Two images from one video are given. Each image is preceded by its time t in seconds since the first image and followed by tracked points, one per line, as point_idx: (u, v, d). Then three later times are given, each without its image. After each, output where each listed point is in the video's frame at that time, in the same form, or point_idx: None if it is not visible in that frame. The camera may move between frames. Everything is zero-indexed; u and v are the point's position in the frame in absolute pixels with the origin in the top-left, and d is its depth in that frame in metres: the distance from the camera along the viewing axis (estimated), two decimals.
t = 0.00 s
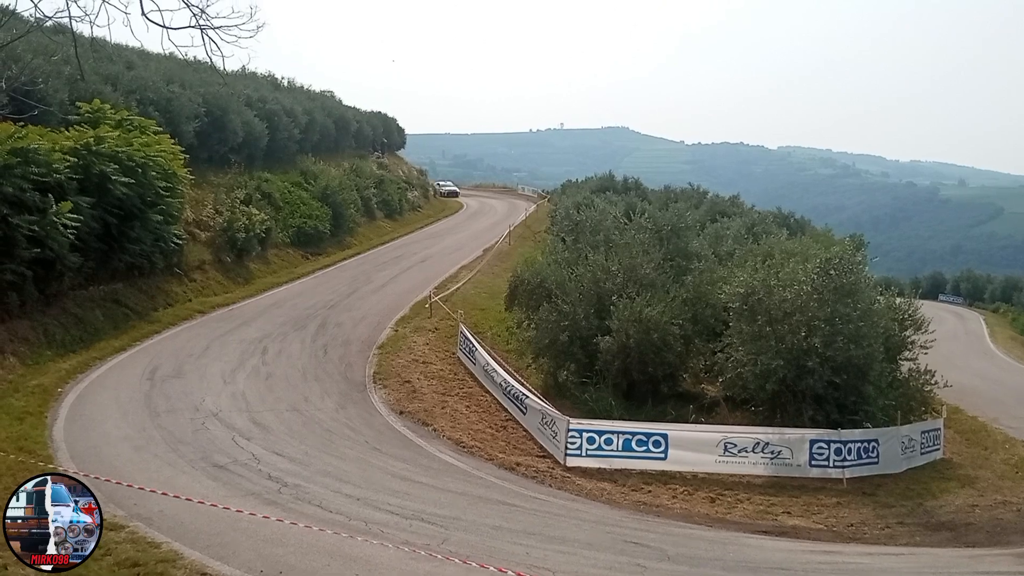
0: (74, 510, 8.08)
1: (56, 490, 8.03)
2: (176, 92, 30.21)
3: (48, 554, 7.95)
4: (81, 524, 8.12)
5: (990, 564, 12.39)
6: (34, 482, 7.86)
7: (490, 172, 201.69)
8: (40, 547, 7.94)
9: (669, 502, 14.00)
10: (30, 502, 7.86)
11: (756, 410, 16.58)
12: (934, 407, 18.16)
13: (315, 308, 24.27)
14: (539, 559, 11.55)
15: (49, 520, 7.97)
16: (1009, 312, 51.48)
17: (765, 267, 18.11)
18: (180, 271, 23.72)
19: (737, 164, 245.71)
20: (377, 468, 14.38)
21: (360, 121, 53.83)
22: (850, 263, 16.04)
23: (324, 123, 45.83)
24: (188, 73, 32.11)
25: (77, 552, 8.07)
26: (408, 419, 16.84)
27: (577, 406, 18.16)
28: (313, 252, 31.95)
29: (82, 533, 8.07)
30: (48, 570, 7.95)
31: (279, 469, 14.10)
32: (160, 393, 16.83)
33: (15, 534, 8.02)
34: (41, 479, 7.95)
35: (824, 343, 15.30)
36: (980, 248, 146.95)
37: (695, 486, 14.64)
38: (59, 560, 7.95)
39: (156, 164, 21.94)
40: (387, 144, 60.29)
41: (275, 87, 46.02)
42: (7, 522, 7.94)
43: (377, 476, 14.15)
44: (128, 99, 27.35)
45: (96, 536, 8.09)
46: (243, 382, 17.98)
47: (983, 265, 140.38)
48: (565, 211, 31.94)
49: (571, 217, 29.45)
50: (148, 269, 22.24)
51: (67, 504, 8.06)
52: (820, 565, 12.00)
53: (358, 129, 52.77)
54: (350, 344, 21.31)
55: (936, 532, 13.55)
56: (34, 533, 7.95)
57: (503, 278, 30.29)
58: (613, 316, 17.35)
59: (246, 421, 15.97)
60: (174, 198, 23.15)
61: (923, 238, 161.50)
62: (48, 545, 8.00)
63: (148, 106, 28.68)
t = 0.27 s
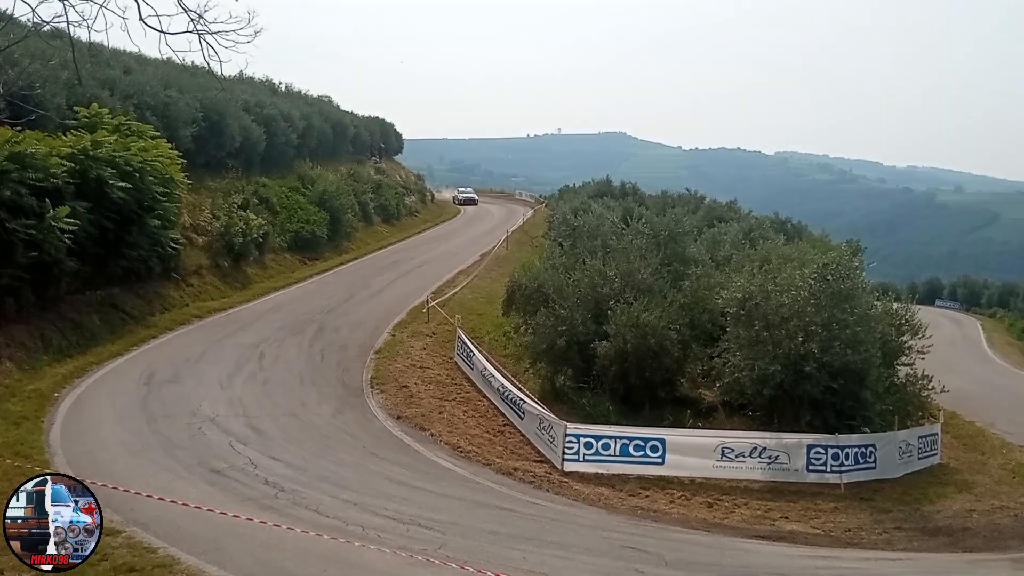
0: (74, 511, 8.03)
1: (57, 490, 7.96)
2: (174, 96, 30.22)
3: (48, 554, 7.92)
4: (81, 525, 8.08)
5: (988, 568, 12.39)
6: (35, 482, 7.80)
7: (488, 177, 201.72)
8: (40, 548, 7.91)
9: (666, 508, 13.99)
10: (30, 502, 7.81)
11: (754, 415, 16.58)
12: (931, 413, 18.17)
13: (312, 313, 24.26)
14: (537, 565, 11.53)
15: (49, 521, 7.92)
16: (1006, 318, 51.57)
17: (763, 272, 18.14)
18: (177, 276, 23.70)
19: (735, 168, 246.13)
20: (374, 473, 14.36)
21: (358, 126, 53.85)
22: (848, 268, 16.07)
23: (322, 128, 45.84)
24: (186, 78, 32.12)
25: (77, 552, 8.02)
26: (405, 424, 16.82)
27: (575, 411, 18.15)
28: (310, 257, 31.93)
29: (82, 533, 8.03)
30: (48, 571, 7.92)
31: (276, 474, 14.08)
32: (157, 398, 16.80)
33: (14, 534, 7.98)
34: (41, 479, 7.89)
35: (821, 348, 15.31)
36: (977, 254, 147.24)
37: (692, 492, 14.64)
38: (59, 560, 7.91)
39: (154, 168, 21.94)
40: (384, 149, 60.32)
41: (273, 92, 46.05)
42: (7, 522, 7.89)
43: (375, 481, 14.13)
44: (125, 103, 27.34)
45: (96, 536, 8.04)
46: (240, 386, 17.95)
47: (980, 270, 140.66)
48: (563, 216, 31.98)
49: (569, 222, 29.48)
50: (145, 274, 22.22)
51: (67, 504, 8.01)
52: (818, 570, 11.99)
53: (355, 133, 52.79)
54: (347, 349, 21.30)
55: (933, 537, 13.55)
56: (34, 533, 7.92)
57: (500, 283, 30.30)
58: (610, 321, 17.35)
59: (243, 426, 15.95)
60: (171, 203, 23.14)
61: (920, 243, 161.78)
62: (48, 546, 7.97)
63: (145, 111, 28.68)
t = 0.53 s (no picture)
0: (74, 510, 7.98)
1: (57, 490, 7.90)
2: (171, 100, 30.21)
3: (48, 555, 7.88)
4: (81, 525, 8.03)
5: (986, 573, 12.37)
6: (35, 483, 7.73)
7: (486, 180, 201.75)
8: (40, 548, 7.87)
9: (663, 512, 13.97)
10: (30, 503, 7.74)
11: (751, 420, 16.58)
12: (928, 417, 18.18)
13: (310, 317, 24.22)
14: (534, 569, 11.49)
15: (49, 521, 7.87)
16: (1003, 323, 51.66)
17: (760, 277, 18.16)
18: (174, 279, 23.67)
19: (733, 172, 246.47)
20: (371, 478, 14.33)
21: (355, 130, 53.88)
22: (845, 273, 16.09)
23: (319, 132, 45.86)
24: (183, 81, 32.12)
25: (77, 552, 7.99)
26: (402, 428, 16.79)
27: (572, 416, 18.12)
28: (307, 260, 31.90)
29: (82, 533, 7.99)
30: (47, 571, 7.89)
31: (273, 478, 14.04)
32: (154, 402, 16.76)
33: (14, 534, 7.93)
34: (41, 480, 7.82)
35: (818, 353, 15.32)
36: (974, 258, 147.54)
37: (690, 496, 14.61)
38: (59, 560, 7.88)
39: (151, 172, 21.93)
40: (382, 153, 60.37)
41: (270, 96, 46.06)
42: (7, 522, 7.83)
43: (371, 485, 14.09)
44: (122, 107, 27.33)
45: (96, 536, 8.00)
46: (237, 390, 17.91)
47: (977, 274, 140.91)
48: (561, 220, 32.01)
49: (566, 226, 29.50)
50: (142, 277, 22.18)
51: (67, 504, 7.95)
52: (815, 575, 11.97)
53: (353, 137, 52.81)
54: (344, 353, 21.27)
55: (931, 542, 13.54)
56: (34, 533, 7.87)
57: (498, 287, 30.30)
58: (608, 326, 17.35)
59: (240, 430, 15.91)
60: (168, 206, 23.12)
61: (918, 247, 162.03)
62: (48, 546, 7.93)
63: (143, 114, 28.66)
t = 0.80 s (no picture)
0: (74, 510, 7.98)
1: (56, 490, 7.90)
2: (170, 99, 30.20)
3: (48, 554, 7.89)
4: (81, 524, 8.03)
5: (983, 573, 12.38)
6: (35, 483, 7.72)
7: (485, 180, 201.68)
8: (40, 548, 7.88)
9: (661, 512, 13.97)
10: (30, 502, 7.74)
11: (749, 419, 16.60)
12: (926, 417, 18.20)
13: (308, 316, 24.22)
14: (532, 569, 11.49)
15: (49, 520, 7.87)
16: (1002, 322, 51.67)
17: (758, 276, 18.19)
18: (172, 279, 23.66)
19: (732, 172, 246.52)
20: (369, 477, 14.33)
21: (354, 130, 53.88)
22: (843, 273, 16.11)
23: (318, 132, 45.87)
24: (182, 81, 32.12)
25: (77, 552, 7.99)
26: (401, 427, 16.80)
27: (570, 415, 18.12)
28: (306, 260, 31.90)
29: (82, 533, 7.99)
30: (48, 570, 7.89)
31: (271, 477, 14.04)
32: (152, 401, 16.76)
33: (14, 534, 7.94)
34: (41, 480, 7.81)
35: (816, 352, 15.34)
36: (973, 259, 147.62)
37: (688, 496, 14.62)
38: (59, 560, 7.88)
39: (150, 172, 21.93)
40: (380, 152, 60.36)
41: (269, 96, 46.06)
42: (7, 522, 7.83)
43: (369, 484, 14.10)
44: (121, 106, 27.32)
45: (96, 536, 8.00)
46: (235, 390, 17.91)
47: (975, 275, 141.00)
48: (559, 219, 32.02)
49: (564, 226, 29.53)
50: (140, 277, 22.18)
51: (67, 504, 7.95)
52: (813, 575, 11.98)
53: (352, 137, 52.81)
54: (342, 352, 21.26)
55: (928, 541, 13.56)
56: (34, 533, 7.87)
57: (496, 287, 30.31)
58: (606, 325, 17.37)
59: (238, 429, 15.91)
60: (167, 206, 23.12)
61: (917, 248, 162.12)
62: (48, 545, 7.93)
63: (141, 114, 28.66)
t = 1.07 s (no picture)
0: (74, 510, 7.97)
1: (56, 490, 7.89)
2: (169, 101, 30.21)
3: (48, 554, 7.88)
4: (81, 525, 8.03)
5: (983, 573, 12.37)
6: (35, 482, 7.72)
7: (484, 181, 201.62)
8: (40, 548, 7.87)
9: (661, 513, 13.97)
10: (30, 503, 7.73)
11: (749, 420, 16.60)
12: (925, 418, 18.20)
13: (307, 318, 24.21)
14: (532, 571, 11.48)
15: (49, 521, 7.86)
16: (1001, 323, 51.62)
17: (757, 277, 18.19)
18: (171, 280, 23.65)
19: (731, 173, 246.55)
20: (368, 479, 14.32)
21: (353, 131, 53.88)
22: (841, 274, 16.11)
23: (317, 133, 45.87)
24: (181, 82, 32.14)
25: (77, 552, 7.99)
26: (400, 428, 16.79)
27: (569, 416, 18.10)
28: (305, 261, 31.89)
29: (82, 533, 7.99)
30: (48, 571, 7.89)
31: (270, 479, 14.02)
32: (151, 402, 16.74)
33: (14, 534, 7.93)
34: (41, 479, 7.81)
35: (815, 353, 15.34)
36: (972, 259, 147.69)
37: (687, 497, 14.62)
38: (59, 560, 7.88)
39: (148, 173, 21.93)
40: (379, 154, 60.34)
41: (268, 97, 46.05)
42: (7, 522, 7.83)
43: (369, 486, 14.09)
44: (119, 108, 27.33)
45: (96, 536, 8.00)
46: (234, 391, 17.90)
47: (975, 275, 141.02)
48: (558, 220, 32.02)
49: (563, 227, 29.54)
50: (139, 278, 22.17)
51: (67, 504, 7.94)
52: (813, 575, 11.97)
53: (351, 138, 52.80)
54: (342, 353, 21.25)
55: (928, 542, 13.55)
56: (34, 533, 7.86)
57: (495, 288, 30.30)
58: (605, 326, 17.37)
59: (237, 431, 15.90)
60: (166, 207, 23.12)
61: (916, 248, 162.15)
62: (48, 545, 7.92)
63: (140, 115, 28.66)
